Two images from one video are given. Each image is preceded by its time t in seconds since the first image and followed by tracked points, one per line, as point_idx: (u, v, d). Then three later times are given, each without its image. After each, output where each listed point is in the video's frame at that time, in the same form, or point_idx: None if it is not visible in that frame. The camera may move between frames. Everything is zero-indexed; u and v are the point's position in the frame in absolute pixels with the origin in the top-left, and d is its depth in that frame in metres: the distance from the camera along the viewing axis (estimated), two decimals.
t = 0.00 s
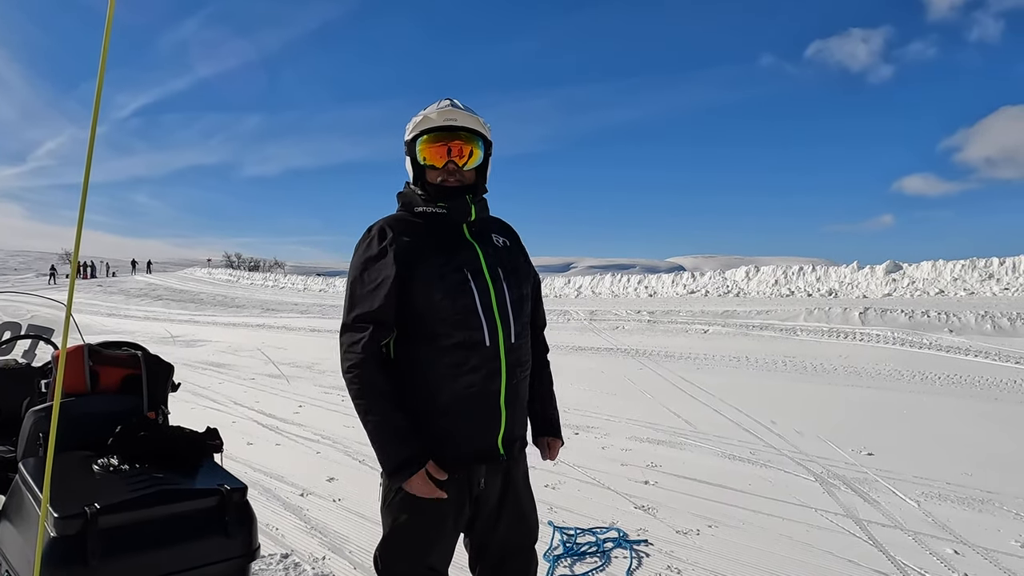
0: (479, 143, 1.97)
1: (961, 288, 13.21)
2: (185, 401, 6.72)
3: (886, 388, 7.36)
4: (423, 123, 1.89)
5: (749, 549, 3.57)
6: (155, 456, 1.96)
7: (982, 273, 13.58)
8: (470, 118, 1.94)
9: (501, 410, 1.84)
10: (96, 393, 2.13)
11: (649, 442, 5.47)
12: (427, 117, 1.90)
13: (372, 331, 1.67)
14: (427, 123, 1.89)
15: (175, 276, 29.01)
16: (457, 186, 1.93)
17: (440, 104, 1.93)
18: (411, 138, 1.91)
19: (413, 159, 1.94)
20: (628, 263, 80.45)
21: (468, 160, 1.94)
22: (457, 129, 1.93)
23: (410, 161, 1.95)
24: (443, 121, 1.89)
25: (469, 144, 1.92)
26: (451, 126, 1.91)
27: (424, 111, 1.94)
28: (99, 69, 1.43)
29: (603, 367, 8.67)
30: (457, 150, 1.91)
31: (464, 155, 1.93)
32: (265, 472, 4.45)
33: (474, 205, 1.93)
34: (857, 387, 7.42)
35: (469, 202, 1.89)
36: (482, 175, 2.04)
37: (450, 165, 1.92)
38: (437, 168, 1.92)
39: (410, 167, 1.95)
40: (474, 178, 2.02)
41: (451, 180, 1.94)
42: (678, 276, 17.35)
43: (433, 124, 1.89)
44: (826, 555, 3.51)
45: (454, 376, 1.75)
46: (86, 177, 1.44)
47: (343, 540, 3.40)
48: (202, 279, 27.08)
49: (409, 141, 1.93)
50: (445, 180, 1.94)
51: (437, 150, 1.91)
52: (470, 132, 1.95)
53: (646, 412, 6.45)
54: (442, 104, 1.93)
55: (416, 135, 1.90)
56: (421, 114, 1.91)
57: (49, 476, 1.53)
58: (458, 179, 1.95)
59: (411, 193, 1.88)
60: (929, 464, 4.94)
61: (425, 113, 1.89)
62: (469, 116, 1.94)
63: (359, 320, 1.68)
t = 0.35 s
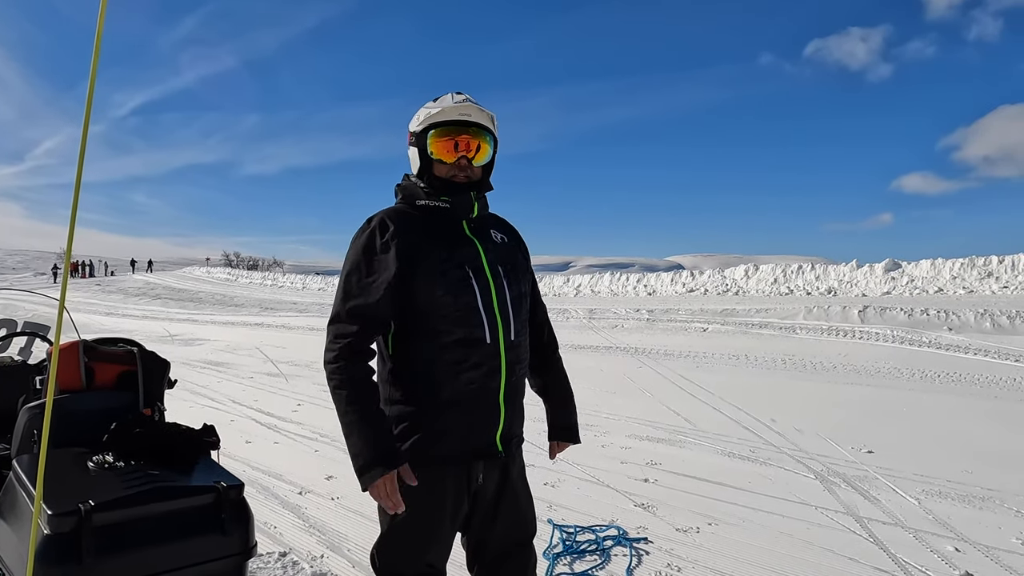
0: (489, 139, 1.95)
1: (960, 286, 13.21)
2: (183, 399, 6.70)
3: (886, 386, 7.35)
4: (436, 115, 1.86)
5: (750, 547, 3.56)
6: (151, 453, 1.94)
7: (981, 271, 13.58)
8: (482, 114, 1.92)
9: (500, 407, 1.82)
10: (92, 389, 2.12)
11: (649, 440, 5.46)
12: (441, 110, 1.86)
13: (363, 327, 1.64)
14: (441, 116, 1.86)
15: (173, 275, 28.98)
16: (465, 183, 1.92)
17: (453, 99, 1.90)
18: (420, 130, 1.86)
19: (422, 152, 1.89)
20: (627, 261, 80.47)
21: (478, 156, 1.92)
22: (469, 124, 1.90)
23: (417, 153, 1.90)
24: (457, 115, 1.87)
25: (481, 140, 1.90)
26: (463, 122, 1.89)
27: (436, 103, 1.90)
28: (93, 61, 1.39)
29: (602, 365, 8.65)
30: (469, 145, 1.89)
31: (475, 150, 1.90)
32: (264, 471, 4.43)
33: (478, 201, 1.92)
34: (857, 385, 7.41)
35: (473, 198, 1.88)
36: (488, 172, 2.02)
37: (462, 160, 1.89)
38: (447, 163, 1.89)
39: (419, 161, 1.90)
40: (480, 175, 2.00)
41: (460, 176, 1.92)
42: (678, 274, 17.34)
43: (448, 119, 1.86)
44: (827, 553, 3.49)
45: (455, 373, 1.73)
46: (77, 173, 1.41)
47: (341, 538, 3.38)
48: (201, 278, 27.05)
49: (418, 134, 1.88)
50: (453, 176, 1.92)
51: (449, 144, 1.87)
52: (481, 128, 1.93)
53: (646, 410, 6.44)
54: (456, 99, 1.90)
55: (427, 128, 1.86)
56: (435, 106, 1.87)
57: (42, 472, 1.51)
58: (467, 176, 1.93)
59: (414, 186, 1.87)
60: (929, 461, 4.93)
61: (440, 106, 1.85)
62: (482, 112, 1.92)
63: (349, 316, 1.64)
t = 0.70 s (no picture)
0: (478, 138, 1.93)
1: (960, 284, 13.18)
2: (183, 397, 6.69)
3: (886, 385, 7.33)
4: (426, 123, 1.81)
5: (749, 546, 3.55)
6: (146, 453, 1.92)
7: (981, 270, 13.55)
8: (471, 114, 1.90)
9: (508, 401, 1.83)
10: (87, 388, 2.11)
11: (648, 439, 5.44)
12: (431, 117, 1.82)
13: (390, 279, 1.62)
14: (431, 124, 1.82)
15: (173, 273, 28.98)
16: (462, 185, 1.90)
17: (441, 102, 1.86)
18: (412, 139, 1.82)
19: (415, 160, 1.85)
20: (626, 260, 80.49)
21: (473, 157, 1.90)
22: (459, 126, 1.87)
23: (410, 161, 1.85)
24: (448, 120, 1.83)
25: (474, 141, 1.88)
26: (455, 125, 1.86)
27: (422, 109, 1.85)
28: (85, 65, 1.43)
29: (602, 364, 8.63)
30: (463, 148, 1.86)
31: (469, 153, 1.88)
32: (263, 469, 4.42)
33: (472, 201, 1.92)
34: (857, 383, 7.39)
35: (469, 198, 1.88)
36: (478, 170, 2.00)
37: (459, 162, 1.87)
38: (444, 167, 1.86)
39: (414, 168, 1.86)
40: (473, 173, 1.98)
41: (457, 180, 1.90)
42: (677, 272, 17.31)
43: (440, 124, 1.83)
44: (826, 551, 3.49)
45: (465, 366, 1.74)
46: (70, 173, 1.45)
47: (340, 537, 3.37)
48: (201, 277, 27.02)
49: (411, 143, 1.83)
50: (449, 179, 1.89)
51: (444, 148, 1.84)
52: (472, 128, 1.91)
53: (646, 408, 6.42)
54: (443, 103, 1.86)
55: (419, 137, 1.82)
56: (422, 114, 1.82)
57: (35, 471, 1.50)
58: (463, 177, 1.91)
59: (409, 188, 1.82)
60: (930, 460, 4.91)
61: (431, 113, 1.81)
62: (469, 112, 1.89)
63: (374, 277, 1.60)
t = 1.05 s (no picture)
0: (479, 139, 1.93)
1: (962, 283, 13.15)
2: (183, 397, 6.68)
3: (888, 384, 7.30)
4: (429, 123, 1.80)
5: (752, 545, 3.53)
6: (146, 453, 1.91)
7: (983, 269, 13.51)
8: (472, 114, 1.89)
9: (511, 401, 1.83)
10: (87, 387, 2.10)
11: (649, 438, 5.43)
12: (434, 118, 1.81)
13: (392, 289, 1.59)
14: (434, 124, 1.80)
15: (174, 272, 28.97)
16: (461, 185, 1.90)
17: (444, 102, 1.85)
18: (414, 138, 1.80)
19: (416, 159, 1.83)
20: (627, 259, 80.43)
21: (473, 158, 1.90)
22: (462, 127, 1.87)
23: (410, 160, 1.84)
24: (451, 122, 1.83)
25: (477, 142, 1.88)
26: (457, 126, 1.85)
27: (423, 107, 1.83)
28: (83, 65, 1.42)
29: (603, 363, 8.61)
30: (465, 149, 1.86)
31: (471, 154, 1.88)
32: (264, 468, 4.41)
33: (469, 201, 1.91)
34: (859, 382, 7.37)
35: (467, 199, 1.88)
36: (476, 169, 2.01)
37: (461, 164, 1.87)
38: (444, 168, 1.85)
39: (413, 167, 1.84)
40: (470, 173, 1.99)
41: (456, 180, 1.90)
42: (678, 271, 17.28)
43: (443, 125, 1.82)
44: (829, 551, 3.47)
45: (468, 368, 1.73)
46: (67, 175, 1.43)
47: (341, 537, 3.36)
48: (203, 276, 26.98)
49: (411, 142, 1.82)
50: (448, 180, 1.88)
51: (445, 149, 1.83)
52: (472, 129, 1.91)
53: (647, 408, 6.40)
54: (445, 103, 1.85)
55: (421, 136, 1.81)
56: (425, 114, 1.81)
57: (33, 472, 1.49)
58: (462, 178, 1.91)
59: (407, 189, 1.81)
60: (932, 460, 4.89)
61: (435, 114, 1.80)
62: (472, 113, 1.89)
63: (377, 290, 1.59)
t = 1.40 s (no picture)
0: (468, 137, 1.90)
1: (965, 282, 13.11)
2: (186, 396, 6.67)
3: (892, 383, 7.28)
4: (411, 125, 1.78)
5: (754, 545, 3.52)
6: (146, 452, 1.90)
7: (986, 268, 13.47)
8: (459, 113, 1.85)
9: (491, 407, 1.79)
10: (87, 386, 2.10)
11: (652, 438, 5.41)
12: (415, 118, 1.78)
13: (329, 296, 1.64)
14: (416, 125, 1.79)
15: (177, 271, 28.98)
16: (448, 186, 1.89)
17: (427, 99, 1.82)
18: (397, 140, 1.80)
19: (400, 160, 1.83)
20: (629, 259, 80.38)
21: (458, 157, 1.88)
22: (446, 127, 1.84)
23: (395, 160, 1.83)
24: (434, 122, 1.80)
25: (464, 144, 1.86)
26: (440, 125, 1.82)
27: (407, 105, 1.82)
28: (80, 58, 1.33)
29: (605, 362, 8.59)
30: (450, 150, 1.84)
31: (457, 154, 1.86)
32: (265, 468, 4.41)
33: (460, 201, 1.87)
34: (862, 381, 7.36)
35: (456, 199, 1.84)
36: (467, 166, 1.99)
37: (442, 164, 1.85)
38: (427, 168, 1.85)
39: (396, 167, 1.84)
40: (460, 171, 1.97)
41: (442, 180, 1.90)
42: (681, 270, 17.26)
43: (423, 124, 1.80)
44: (832, 551, 3.45)
45: (444, 373, 1.70)
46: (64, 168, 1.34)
47: (343, 537, 3.34)
48: (205, 275, 26.99)
49: (393, 140, 1.82)
50: (433, 180, 1.89)
51: (426, 149, 1.82)
52: (458, 127, 1.87)
53: (649, 407, 6.39)
54: (428, 102, 1.82)
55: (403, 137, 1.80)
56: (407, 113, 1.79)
57: (32, 471, 1.48)
58: (448, 178, 1.91)
59: (393, 188, 1.81)
60: (935, 460, 4.87)
61: (415, 113, 1.78)
62: (459, 112, 1.85)
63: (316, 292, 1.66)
